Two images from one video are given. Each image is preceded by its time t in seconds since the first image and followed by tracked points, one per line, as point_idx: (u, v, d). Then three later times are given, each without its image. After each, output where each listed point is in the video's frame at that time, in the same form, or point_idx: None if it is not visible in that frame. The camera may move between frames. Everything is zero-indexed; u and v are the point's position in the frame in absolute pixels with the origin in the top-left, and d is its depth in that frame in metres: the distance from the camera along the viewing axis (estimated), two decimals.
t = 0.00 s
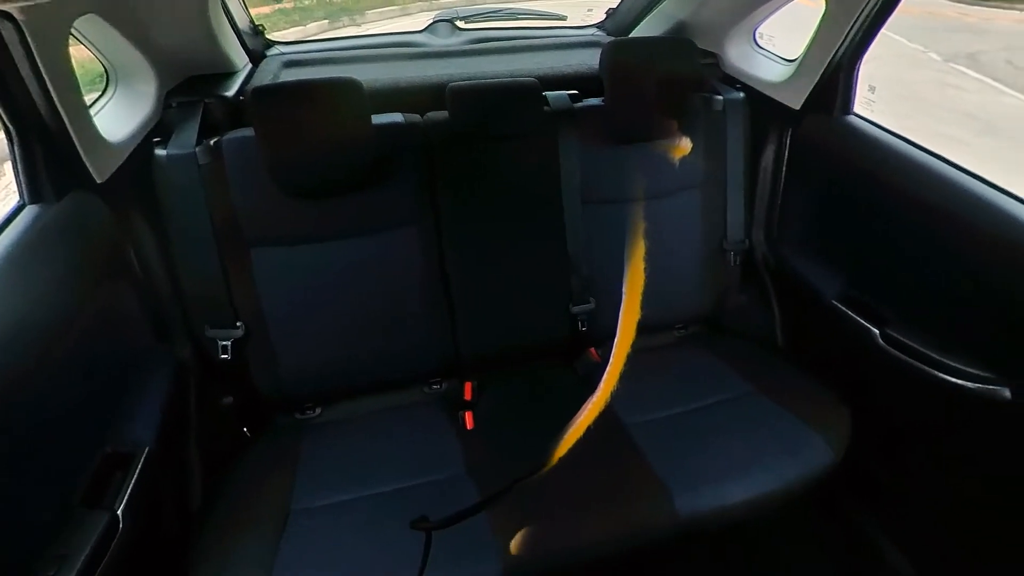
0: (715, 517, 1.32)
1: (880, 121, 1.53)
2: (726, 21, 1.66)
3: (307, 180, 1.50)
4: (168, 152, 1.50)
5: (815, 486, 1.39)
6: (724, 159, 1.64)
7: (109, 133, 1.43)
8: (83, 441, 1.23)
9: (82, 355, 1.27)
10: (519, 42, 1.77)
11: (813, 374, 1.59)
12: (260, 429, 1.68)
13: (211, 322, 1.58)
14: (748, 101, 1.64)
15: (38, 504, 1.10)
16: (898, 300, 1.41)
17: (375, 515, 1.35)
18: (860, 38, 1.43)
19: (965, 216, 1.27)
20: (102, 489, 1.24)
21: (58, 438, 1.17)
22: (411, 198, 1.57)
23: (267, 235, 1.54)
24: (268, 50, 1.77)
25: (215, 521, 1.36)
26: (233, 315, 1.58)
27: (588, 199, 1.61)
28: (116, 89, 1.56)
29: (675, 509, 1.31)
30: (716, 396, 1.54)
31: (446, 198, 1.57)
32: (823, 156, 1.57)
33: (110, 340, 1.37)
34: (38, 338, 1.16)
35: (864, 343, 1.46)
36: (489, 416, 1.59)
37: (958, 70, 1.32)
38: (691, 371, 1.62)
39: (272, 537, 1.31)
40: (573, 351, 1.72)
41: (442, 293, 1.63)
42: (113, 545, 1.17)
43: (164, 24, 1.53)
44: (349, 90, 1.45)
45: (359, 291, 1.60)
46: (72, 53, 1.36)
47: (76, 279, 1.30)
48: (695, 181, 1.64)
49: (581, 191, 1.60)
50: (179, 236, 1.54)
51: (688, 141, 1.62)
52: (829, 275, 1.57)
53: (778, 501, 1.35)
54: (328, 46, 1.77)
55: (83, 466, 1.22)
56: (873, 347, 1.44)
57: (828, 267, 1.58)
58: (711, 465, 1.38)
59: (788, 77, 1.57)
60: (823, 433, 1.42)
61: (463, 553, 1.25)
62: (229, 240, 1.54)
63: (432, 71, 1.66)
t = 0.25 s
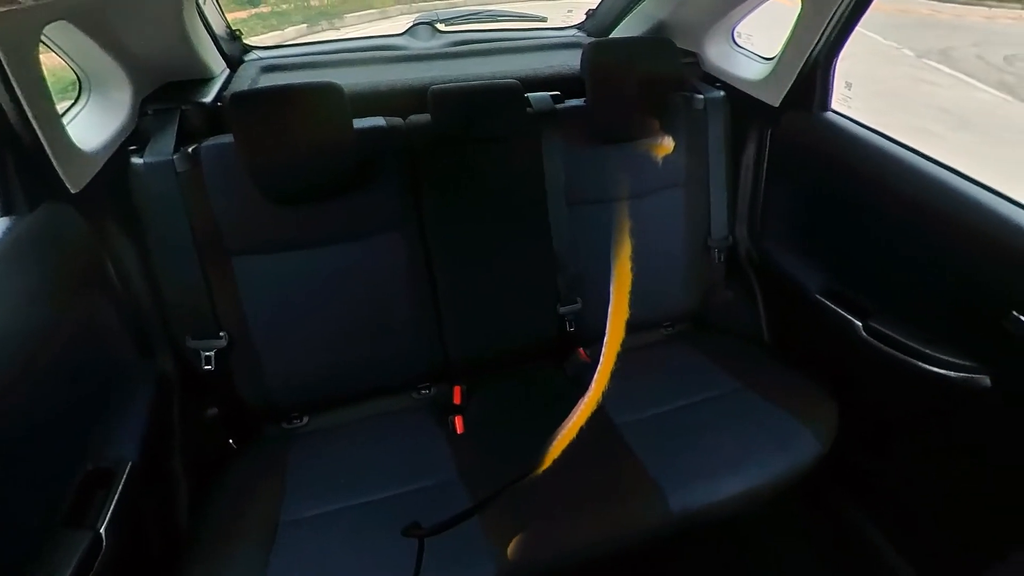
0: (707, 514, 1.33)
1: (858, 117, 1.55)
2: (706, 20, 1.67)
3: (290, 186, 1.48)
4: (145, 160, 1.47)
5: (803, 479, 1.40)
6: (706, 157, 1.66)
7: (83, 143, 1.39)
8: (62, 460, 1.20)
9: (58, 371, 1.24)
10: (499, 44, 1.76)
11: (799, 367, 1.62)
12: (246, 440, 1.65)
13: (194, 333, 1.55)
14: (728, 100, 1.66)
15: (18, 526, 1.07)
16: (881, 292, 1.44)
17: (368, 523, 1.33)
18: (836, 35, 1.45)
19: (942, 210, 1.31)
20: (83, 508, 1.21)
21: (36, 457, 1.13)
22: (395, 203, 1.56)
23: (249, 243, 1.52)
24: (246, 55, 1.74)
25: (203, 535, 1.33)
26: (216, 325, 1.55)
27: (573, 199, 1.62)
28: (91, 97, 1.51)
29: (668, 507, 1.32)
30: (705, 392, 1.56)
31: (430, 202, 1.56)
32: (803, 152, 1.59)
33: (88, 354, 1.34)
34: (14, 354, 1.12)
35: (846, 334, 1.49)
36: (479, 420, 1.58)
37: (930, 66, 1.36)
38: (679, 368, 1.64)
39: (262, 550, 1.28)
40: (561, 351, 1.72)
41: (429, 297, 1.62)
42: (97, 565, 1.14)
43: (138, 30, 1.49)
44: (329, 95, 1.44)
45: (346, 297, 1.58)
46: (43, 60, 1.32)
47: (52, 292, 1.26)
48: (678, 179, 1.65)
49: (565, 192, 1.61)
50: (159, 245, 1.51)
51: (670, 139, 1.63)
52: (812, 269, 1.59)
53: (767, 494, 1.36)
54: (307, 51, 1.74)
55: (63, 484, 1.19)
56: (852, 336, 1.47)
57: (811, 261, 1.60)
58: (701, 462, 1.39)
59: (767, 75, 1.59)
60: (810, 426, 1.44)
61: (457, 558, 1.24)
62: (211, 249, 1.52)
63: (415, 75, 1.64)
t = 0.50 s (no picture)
0: (698, 510, 1.33)
1: (832, 112, 1.59)
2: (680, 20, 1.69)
3: (269, 194, 1.46)
4: (117, 170, 1.43)
5: (790, 472, 1.42)
6: (686, 155, 1.67)
7: (51, 153, 1.35)
8: (36, 481, 1.16)
9: (30, 389, 1.20)
10: (477, 46, 1.76)
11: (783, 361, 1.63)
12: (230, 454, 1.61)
13: (172, 346, 1.52)
14: (706, 99, 1.68)
15: None
16: (860, 285, 1.46)
17: (360, 532, 1.31)
18: (809, 33, 1.47)
19: (917, 202, 1.34)
20: (61, 531, 1.16)
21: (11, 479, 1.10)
22: (376, 208, 1.55)
23: (228, 253, 1.50)
24: (219, 62, 1.71)
25: (187, 553, 1.30)
26: (195, 337, 1.52)
27: (556, 200, 1.62)
28: (57, 107, 1.47)
29: (659, 504, 1.32)
30: (693, 389, 1.57)
31: (413, 206, 1.56)
32: (781, 149, 1.61)
33: (61, 372, 1.30)
34: None
35: (829, 327, 1.51)
36: (468, 425, 1.57)
37: (902, 61, 1.38)
38: (665, 365, 1.65)
39: (250, 566, 1.26)
40: (549, 353, 1.72)
41: (413, 303, 1.61)
42: None
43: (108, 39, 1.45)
44: (307, 100, 1.42)
45: (328, 304, 1.56)
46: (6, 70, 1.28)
47: (25, 308, 1.23)
48: (658, 178, 1.66)
49: (548, 193, 1.61)
50: (133, 257, 1.47)
51: (649, 139, 1.64)
52: (793, 264, 1.62)
53: (755, 488, 1.37)
54: (282, 57, 1.72)
55: (38, 506, 1.15)
56: (835, 329, 1.49)
57: (791, 256, 1.62)
58: (691, 458, 1.40)
59: (743, 73, 1.61)
60: (796, 419, 1.46)
61: (449, 565, 1.23)
62: (188, 260, 1.48)
63: (394, 79, 1.64)
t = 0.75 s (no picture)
0: (690, 506, 1.34)
1: (810, 109, 1.61)
2: (659, 20, 1.71)
3: (251, 201, 1.43)
4: (92, 179, 1.40)
5: (778, 465, 1.44)
6: (668, 154, 1.69)
7: (22, 163, 1.32)
8: (14, 501, 1.13)
9: (8, 405, 1.16)
10: (458, 49, 1.76)
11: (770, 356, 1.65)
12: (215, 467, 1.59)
13: (154, 359, 1.48)
14: (687, 98, 1.69)
15: None
16: (843, 279, 1.49)
17: (353, 541, 1.30)
18: (787, 33, 1.48)
19: (895, 197, 1.37)
20: (42, 551, 1.13)
21: None
22: (360, 212, 1.53)
23: (209, 262, 1.47)
24: (196, 68, 1.66)
25: (173, 568, 1.27)
26: (177, 349, 1.48)
27: (540, 202, 1.62)
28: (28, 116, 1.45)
29: (651, 502, 1.33)
30: (682, 386, 1.58)
31: (398, 210, 1.55)
32: (762, 146, 1.63)
33: (38, 387, 1.26)
34: None
35: (814, 322, 1.52)
36: (458, 429, 1.56)
37: (876, 59, 1.42)
38: (653, 363, 1.66)
39: None
40: (537, 354, 1.72)
41: (400, 308, 1.60)
42: None
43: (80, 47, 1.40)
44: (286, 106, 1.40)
45: (314, 311, 1.54)
46: None
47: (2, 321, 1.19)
48: (641, 177, 1.68)
49: (532, 195, 1.61)
50: (110, 269, 1.44)
51: (632, 139, 1.65)
52: (777, 260, 1.64)
53: (745, 483, 1.39)
54: (260, 62, 1.70)
55: (18, 526, 1.11)
56: (819, 323, 1.51)
57: (775, 252, 1.64)
58: (682, 455, 1.41)
59: (722, 73, 1.63)
60: (784, 413, 1.47)
61: (444, 571, 1.22)
62: (168, 270, 1.45)
63: (374, 83, 1.62)
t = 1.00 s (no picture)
0: (679, 502, 1.35)
1: (785, 106, 1.63)
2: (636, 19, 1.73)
3: (228, 209, 1.40)
4: (62, 192, 1.35)
5: (765, 458, 1.45)
6: (648, 153, 1.70)
7: None
8: None
9: None
10: (435, 52, 1.75)
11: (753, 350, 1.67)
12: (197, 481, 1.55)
13: (132, 373, 1.44)
14: (665, 97, 1.71)
15: None
16: (824, 273, 1.51)
17: (342, 552, 1.28)
18: (761, 31, 1.50)
19: (870, 191, 1.39)
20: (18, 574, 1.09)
21: None
22: (340, 218, 1.52)
23: (187, 273, 1.43)
24: (168, 75, 1.64)
25: None
26: (155, 363, 1.45)
27: (523, 203, 1.62)
28: None
29: (641, 500, 1.33)
30: (669, 383, 1.58)
31: (379, 215, 1.53)
32: (740, 143, 1.65)
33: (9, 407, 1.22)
34: None
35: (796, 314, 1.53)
36: (446, 435, 1.55)
37: (849, 56, 1.44)
38: (639, 360, 1.67)
39: None
40: (523, 356, 1.72)
41: (384, 314, 1.58)
42: None
43: (48, 56, 1.37)
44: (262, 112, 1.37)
45: (296, 319, 1.52)
46: None
47: None
48: (621, 177, 1.68)
49: (514, 196, 1.61)
50: (83, 283, 1.39)
51: (612, 139, 1.66)
52: (758, 255, 1.65)
53: (733, 477, 1.40)
54: (234, 67, 1.67)
55: None
56: (801, 315, 1.52)
57: (755, 248, 1.66)
58: (671, 452, 1.42)
59: (698, 72, 1.66)
60: (770, 407, 1.49)
61: None
62: (144, 281, 1.42)
63: (349, 88, 1.61)
